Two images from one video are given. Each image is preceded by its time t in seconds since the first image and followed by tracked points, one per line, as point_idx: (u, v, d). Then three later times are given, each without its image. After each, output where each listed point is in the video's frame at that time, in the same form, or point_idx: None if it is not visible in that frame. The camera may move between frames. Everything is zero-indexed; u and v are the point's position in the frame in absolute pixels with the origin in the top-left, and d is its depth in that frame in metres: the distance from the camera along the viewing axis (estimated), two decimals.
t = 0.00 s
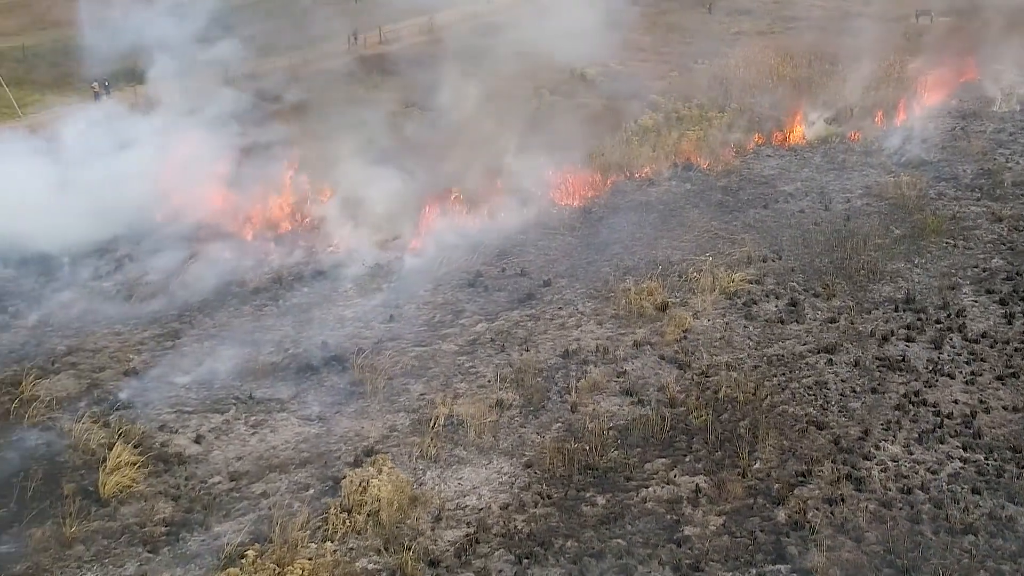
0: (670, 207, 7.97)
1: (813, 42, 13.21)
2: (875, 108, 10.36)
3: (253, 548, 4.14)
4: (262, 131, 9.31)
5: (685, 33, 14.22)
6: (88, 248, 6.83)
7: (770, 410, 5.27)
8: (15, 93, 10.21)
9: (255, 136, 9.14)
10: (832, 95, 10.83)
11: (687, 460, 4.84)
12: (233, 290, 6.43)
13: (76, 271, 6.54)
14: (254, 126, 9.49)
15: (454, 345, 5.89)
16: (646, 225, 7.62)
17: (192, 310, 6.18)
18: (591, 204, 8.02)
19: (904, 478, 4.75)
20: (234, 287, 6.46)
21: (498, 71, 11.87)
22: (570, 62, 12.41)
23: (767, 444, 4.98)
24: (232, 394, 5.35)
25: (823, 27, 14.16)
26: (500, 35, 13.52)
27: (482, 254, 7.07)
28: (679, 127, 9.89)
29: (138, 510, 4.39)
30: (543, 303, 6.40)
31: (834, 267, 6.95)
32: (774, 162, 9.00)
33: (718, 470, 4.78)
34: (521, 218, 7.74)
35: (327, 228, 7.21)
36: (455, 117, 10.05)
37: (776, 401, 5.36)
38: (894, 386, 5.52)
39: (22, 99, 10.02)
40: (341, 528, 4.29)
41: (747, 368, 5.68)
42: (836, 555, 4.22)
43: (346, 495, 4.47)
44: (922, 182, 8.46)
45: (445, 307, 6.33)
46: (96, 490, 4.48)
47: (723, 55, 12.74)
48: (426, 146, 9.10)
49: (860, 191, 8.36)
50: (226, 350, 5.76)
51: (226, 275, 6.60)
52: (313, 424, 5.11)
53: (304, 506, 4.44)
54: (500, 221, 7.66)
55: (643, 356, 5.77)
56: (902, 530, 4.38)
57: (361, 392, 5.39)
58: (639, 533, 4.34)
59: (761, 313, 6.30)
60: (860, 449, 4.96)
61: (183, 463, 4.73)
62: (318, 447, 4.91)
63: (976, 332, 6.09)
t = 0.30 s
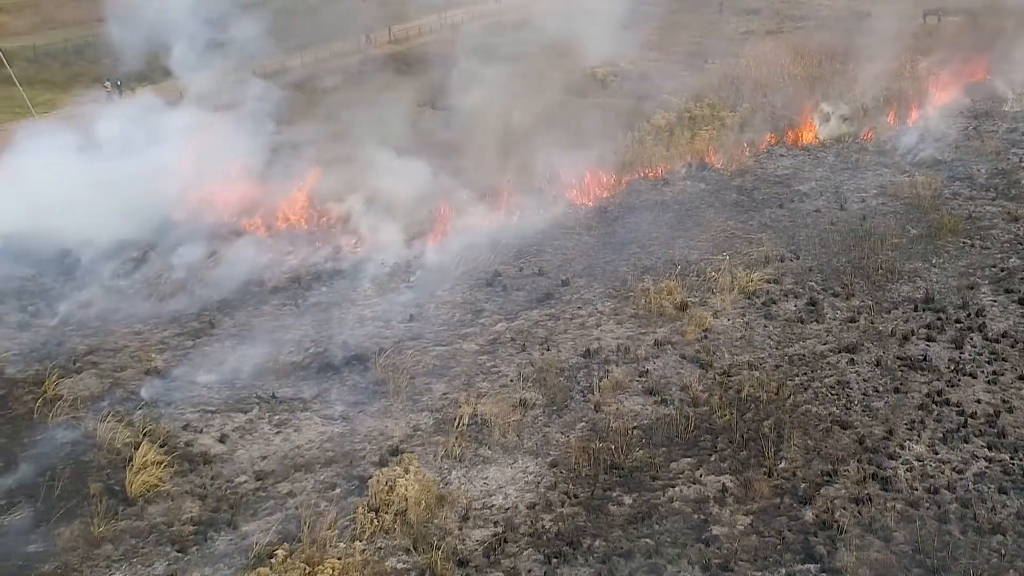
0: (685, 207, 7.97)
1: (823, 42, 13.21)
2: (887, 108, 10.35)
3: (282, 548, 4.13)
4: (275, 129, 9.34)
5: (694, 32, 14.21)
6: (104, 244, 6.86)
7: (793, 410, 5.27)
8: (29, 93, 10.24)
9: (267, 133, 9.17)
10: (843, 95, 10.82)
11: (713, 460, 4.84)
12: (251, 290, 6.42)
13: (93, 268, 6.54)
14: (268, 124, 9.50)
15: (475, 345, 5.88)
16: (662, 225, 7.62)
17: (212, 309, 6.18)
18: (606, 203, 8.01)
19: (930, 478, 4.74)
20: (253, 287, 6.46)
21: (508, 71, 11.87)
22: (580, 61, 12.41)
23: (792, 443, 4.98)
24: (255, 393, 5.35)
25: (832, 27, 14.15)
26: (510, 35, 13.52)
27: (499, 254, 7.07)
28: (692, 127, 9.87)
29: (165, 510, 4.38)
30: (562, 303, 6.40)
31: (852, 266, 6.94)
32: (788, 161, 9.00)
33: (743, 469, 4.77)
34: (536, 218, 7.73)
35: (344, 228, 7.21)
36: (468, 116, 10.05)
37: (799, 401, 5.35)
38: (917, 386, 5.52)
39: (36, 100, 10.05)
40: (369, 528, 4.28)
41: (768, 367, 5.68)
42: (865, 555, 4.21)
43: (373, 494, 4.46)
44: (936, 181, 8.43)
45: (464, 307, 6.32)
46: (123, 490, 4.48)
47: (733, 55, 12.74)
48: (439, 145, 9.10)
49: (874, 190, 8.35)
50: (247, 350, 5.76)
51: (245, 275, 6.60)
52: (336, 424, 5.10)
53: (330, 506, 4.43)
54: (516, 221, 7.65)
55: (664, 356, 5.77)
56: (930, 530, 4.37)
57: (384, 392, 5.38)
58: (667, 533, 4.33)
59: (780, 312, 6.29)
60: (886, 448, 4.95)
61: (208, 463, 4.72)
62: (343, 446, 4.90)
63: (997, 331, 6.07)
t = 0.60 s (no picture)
0: (699, 207, 7.96)
1: (830, 41, 13.21)
2: (897, 108, 10.35)
3: (309, 547, 4.12)
4: (285, 124, 9.37)
5: (701, 32, 14.21)
6: (123, 241, 6.91)
7: (814, 410, 5.26)
8: (40, 93, 10.26)
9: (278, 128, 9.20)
10: (853, 95, 10.82)
11: (735, 460, 4.83)
12: (267, 291, 6.41)
13: (113, 266, 6.59)
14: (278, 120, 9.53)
15: (493, 344, 5.88)
16: (676, 225, 7.61)
17: (229, 309, 6.17)
18: (619, 203, 8.00)
19: (953, 478, 4.72)
20: (268, 288, 6.45)
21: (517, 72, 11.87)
22: (589, 61, 12.40)
23: (813, 443, 4.97)
24: (275, 393, 5.34)
25: (840, 27, 14.15)
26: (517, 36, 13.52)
27: (514, 255, 7.07)
28: (704, 128, 9.85)
29: (189, 510, 4.37)
30: (579, 303, 6.40)
31: (868, 267, 6.93)
32: (800, 161, 8.99)
33: (766, 470, 4.76)
34: (550, 218, 7.72)
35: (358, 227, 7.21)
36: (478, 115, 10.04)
37: (820, 400, 5.35)
38: (937, 386, 5.50)
39: (47, 100, 10.09)
40: (394, 528, 4.27)
41: (788, 367, 5.68)
42: (891, 555, 4.19)
43: (398, 494, 4.46)
44: (949, 180, 8.42)
45: (481, 307, 6.32)
46: (146, 490, 4.47)
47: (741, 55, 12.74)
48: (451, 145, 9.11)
49: (887, 190, 8.35)
50: (265, 350, 5.75)
51: (262, 276, 6.60)
52: (357, 424, 5.09)
53: (354, 506, 4.43)
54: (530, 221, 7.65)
55: (682, 356, 5.77)
56: (955, 529, 4.35)
57: (404, 391, 5.37)
58: (692, 533, 4.32)
59: (798, 312, 6.29)
60: (908, 448, 4.94)
61: (230, 463, 4.72)
62: (364, 446, 4.90)
63: (1015, 331, 6.05)
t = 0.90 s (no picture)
0: (712, 207, 7.95)
1: (839, 41, 13.19)
2: (908, 108, 10.33)
3: (334, 548, 4.12)
4: (297, 124, 9.40)
5: (709, 31, 14.20)
6: (142, 241, 6.94)
7: (834, 410, 5.26)
8: (50, 92, 10.27)
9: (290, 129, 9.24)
10: (864, 95, 10.79)
11: (757, 460, 4.83)
12: (283, 290, 6.41)
13: (133, 266, 6.62)
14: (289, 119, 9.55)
15: (511, 344, 5.87)
16: (690, 225, 7.60)
17: (245, 309, 6.16)
18: (632, 203, 7.99)
19: (976, 478, 4.71)
20: (285, 287, 6.44)
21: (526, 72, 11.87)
22: (598, 60, 12.40)
23: (834, 443, 4.96)
24: (294, 393, 5.33)
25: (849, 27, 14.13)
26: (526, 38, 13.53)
27: (528, 255, 7.06)
28: (715, 128, 9.84)
29: (213, 510, 4.36)
30: (595, 302, 6.39)
31: (883, 266, 6.92)
32: (812, 161, 8.98)
33: (789, 470, 4.76)
34: (563, 218, 7.72)
35: (372, 229, 7.22)
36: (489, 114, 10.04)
37: (839, 400, 5.34)
38: (956, 386, 5.49)
39: (58, 99, 10.11)
40: (418, 528, 4.27)
41: (806, 367, 5.67)
42: (916, 555, 4.18)
43: (421, 495, 4.45)
44: (963, 180, 8.40)
45: (498, 307, 6.31)
46: (169, 490, 4.47)
47: (750, 55, 12.73)
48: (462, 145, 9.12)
49: (900, 190, 8.33)
50: (283, 349, 5.75)
51: (277, 275, 6.59)
52: (378, 424, 5.09)
53: (377, 506, 4.42)
54: (543, 220, 7.65)
55: (701, 355, 5.76)
56: (979, 530, 4.34)
57: (423, 391, 5.37)
58: (716, 533, 4.31)
59: (815, 312, 6.28)
60: (929, 448, 4.93)
61: (252, 463, 4.71)
62: (386, 446, 4.89)
63: None
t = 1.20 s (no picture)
0: (724, 207, 7.94)
1: (846, 41, 13.19)
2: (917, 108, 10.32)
3: (355, 549, 4.11)
4: (308, 124, 9.39)
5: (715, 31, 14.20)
6: (157, 241, 6.93)
7: (851, 410, 5.25)
8: (59, 92, 10.28)
9: (302, 128, 9.23)
10: (872, 95, 10.79)
11: (776, 460, 4.82)
12: (297, 291, 6.40)
13: (146, 266, 6.60)
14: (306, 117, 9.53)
15: (526, 344, 5.87)
16: (702, 225, 7.59)
17: (260, 309, 6.16)
18: (643, 204, 7.98)
19: (996, 478, 4.70)
20: (298, 287, 6.44)
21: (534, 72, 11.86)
22: (605, 60, 12.40)
23: (853, 443, 4.95)
24: (311, 393, 5.32)
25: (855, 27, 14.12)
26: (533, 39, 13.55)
27: (540, 255, 7.05)
28: (724, 128, 9.84)
29: (233, 511, 4.36)
30: (609, 303, 6.39)
31: (897, 267, 6.91)
32: (822, 161, 8.98)
33: (808, 470, 4.75)
34: (574, 218, 7.70)
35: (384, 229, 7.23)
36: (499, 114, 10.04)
37: (857, 401, 5.33)
38: (973, 387, 5.48)
39: (68, 99, 10.12)
40: (439, 529, 4.26)
41: (823, 367, 5.66)
42: (938, 556, 4.17)
43: (441, 496, 4.45)
44: (973, 180, 8.39)
45: (512, 307, 6.31)
46: (189, 490, 4.46)
47: (757, 56, 12.73)
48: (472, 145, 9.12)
49: (911, 190, 8.32)
50: (298, 350, 5.74)
51: (291, 275, 6.58)
52: (395, 424, 5.08)
53: (397, 507, 4.41)
54: (555, 220, 7.65)
55: (717, 356, 5.76)
56: (1001, 530, 4.33)
57: (440, 392, 5.37)
58: (737, 534, 4.31)
59: (829, 313, 6.28)
60: (949, 449, 4.92)
61: (271, 464, 4.71)
62: (404, 447, 4.89)
63: None
